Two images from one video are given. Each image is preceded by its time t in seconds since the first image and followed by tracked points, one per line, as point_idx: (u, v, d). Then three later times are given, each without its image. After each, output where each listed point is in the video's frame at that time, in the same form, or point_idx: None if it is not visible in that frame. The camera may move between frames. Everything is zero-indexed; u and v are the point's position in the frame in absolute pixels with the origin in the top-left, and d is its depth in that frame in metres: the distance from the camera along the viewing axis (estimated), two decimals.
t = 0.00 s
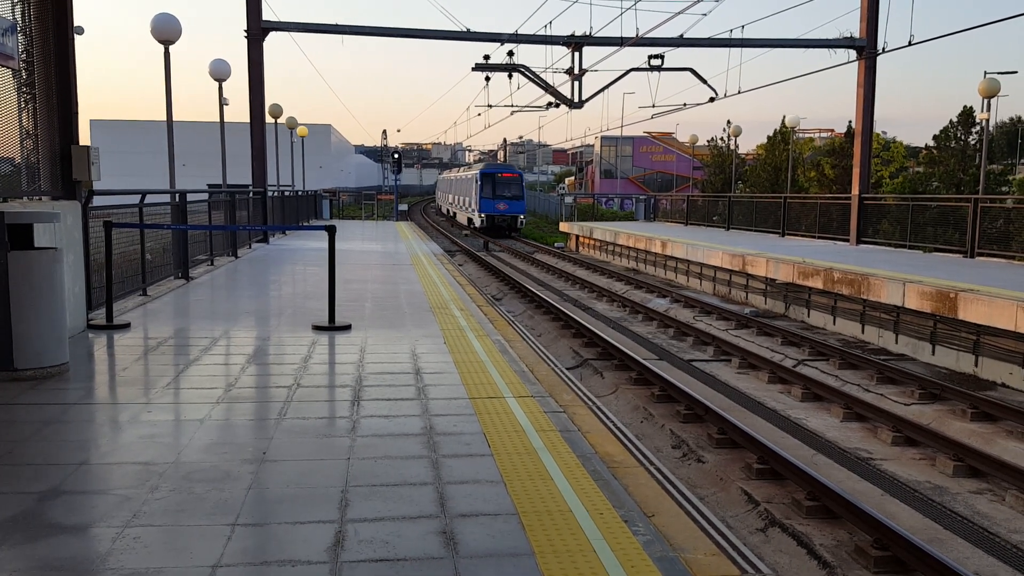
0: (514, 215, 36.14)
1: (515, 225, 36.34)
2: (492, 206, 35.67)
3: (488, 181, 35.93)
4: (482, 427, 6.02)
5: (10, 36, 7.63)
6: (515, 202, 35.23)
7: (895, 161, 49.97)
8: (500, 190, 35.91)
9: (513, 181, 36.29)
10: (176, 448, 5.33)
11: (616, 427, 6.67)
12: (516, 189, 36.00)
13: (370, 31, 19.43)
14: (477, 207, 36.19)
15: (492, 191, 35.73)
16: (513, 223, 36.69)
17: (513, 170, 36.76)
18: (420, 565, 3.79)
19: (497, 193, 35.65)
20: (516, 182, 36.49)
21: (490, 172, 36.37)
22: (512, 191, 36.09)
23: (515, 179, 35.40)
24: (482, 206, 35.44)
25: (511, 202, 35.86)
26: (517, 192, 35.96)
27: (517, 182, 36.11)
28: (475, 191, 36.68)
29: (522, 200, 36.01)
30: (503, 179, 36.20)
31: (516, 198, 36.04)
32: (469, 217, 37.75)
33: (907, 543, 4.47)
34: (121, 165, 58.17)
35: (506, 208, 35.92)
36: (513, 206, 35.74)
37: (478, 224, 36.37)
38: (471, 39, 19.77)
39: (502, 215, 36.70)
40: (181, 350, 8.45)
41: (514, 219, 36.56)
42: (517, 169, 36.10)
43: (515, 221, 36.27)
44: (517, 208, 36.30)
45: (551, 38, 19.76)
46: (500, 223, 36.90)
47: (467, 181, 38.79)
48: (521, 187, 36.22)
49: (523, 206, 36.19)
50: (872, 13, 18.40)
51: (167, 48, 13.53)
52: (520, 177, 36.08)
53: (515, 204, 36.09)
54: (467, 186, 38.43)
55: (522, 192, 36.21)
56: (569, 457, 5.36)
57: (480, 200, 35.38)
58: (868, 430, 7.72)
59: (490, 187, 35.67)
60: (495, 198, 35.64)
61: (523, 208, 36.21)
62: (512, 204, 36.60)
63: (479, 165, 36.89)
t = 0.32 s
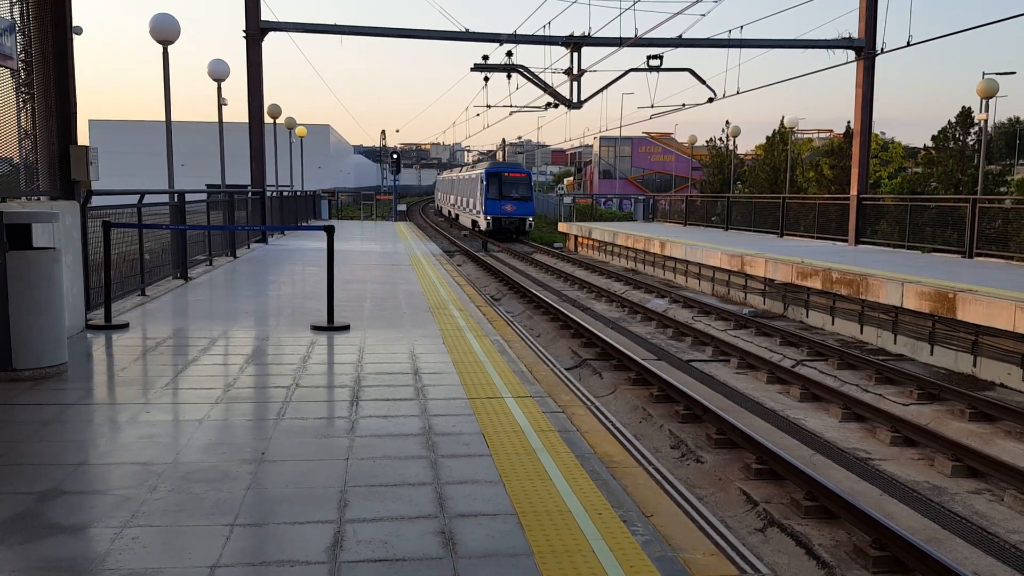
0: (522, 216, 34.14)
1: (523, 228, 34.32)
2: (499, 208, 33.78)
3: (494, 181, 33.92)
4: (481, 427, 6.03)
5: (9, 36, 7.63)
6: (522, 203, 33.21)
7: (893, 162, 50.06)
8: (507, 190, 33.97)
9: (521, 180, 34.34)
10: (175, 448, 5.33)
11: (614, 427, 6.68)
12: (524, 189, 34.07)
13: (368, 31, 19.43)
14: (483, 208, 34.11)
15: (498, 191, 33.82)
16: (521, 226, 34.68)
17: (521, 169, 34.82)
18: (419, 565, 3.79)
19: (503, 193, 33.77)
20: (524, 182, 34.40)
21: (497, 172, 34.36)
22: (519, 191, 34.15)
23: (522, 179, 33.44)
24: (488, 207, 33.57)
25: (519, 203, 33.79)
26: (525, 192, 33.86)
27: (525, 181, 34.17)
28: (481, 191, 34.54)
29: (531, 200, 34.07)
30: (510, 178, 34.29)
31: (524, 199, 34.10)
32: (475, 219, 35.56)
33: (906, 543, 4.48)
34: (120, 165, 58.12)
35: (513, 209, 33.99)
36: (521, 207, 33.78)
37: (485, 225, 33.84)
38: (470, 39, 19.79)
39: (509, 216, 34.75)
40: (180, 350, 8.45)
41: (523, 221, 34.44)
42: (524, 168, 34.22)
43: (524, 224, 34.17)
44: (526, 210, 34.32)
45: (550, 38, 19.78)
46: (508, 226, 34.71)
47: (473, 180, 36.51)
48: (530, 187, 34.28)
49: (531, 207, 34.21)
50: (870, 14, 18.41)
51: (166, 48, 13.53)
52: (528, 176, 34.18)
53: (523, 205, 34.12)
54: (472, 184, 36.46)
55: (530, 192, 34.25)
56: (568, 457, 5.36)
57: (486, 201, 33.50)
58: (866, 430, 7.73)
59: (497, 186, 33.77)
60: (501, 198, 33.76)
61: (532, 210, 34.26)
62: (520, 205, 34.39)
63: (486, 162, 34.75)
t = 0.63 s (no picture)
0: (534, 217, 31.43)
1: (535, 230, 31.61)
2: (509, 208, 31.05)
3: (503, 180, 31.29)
4: (481, 426, 6.04)
5: (9, 36, 7.65)
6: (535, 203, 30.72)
7: (892, 160, 50.19)
8: (517, 190, 31.26)
9: (532, 178, 31.61)
10: (175, 448, 5.35)
11: (614, 426, 6.70)
12: (536, 188, 31.40)
13: (368, 31, 19.45)
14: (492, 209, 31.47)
15: (508, 190, 31.09)
16: (532, 227, 31.97)
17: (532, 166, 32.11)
18: (419, 564, 3.81)
19: (514, 193, 31.08)
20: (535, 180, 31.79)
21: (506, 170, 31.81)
22: (531, 190, 31.46)
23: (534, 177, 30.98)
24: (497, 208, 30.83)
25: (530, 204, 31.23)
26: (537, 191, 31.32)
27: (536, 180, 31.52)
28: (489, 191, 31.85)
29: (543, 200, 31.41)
30: (520, 176, 31.54)
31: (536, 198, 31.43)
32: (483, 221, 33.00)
33: (904, 541, 4.50)
34: (119, 165, 58.10)
35: (524, 210, 31.23)
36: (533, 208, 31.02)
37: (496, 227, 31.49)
38: (469, 39, 19.81)
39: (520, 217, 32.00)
40: (180, 349, 8.46)
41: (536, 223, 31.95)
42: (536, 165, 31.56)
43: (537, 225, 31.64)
44: (538, 210, 31.60)
45: (549, 38, 19.80)
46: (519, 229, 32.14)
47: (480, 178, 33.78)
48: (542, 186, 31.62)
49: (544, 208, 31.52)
50: (868, 13, 18.43)
51: (166, 48, 13.55)
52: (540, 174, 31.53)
53: (535, 205, 31.42)
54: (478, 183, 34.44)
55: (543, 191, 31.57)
56: (567, 456, 5.38)
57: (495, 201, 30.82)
58: (865, 428, 7.76)
59: (507, 185, 31.07)
60: (512, 199, 31.06)
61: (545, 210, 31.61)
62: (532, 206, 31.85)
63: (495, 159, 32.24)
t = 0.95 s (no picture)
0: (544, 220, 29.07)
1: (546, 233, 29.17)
2: (517, 210, 28.75)
3: (511, 179, 29.08)
4: (479, 426, 6.04)
5: (6, 36, 7.64)
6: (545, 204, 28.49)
7: (890, 161, 50.33)
8: (526, 190, 28.98)
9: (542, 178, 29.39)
10: (173, 448, 5.34)
11: (612, 426, 6.70)
12: (547, 188, 29.10)
13: (366, 32, 19.45)
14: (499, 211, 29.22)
15: (516, 190, 28.83)
16: (544, 231, 29.53)
17: (544, 165, 29.88)
18: (417, 564, 3.81)
19: (523, 193, 28.78)
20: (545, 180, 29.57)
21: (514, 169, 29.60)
22: (541, 190, 29.17)
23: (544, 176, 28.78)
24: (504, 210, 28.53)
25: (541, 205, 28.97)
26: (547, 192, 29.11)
27: (547, 179, 29.28)
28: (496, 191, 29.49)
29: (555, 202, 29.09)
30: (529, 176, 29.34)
31: (547, 199, 29.09)
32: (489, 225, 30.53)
33: (902, 541, 4.51)
34: (118, 165, 58.08)
35: (534, 212, 28.92)
36: (542, 209, 28.74)
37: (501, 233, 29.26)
38: (468, 39, 19.81)
39: (529, 220, 29.67)
40: (178, 350, 8.46)
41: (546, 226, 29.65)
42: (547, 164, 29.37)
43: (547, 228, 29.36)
44: (549, 212, 29.23)
45: (547, 38, 19.80)
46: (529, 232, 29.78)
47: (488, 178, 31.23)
48: (553, 185, 29.34)
49: (555, 209, 29.20)
50: (866, 13, 18.43)
51: (163, 48, 13.53)
52: (551, 172, 29.28)
53: (546, 206, 29.10)
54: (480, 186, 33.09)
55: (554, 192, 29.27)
56: (565, 456, 5.38)
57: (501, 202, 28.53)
58: (863, 428, 7.76)
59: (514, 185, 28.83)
60: (520, 199, 28.74)
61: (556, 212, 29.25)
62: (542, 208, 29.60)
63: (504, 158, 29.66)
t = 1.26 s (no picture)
0: (558, 223, 26.50)
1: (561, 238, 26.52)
2: (529, 212, 26.15)
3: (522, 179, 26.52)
4: (477, 426, 6.05)
5: (4, 36, 7.63)
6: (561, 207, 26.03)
7: (887, 162, 50.52)
8: (539, 190, 26.41)
9: (555, 177, 26.85)
10: (171, 448, 5.34)
11: (610, 426, 6.71)
12: (561, 188, 26.57)
13: (365, 32, 19.45)
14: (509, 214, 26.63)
15: (528, 190, 26.26)
16: (557, 236, 26.90)
17: (557, 163, 27.33)
18: (415, 564, 3.81)
19: (536, 194, 26.23)
20: (559, 180, 26.99)
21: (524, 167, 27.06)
22: (554, 190, 26.64)
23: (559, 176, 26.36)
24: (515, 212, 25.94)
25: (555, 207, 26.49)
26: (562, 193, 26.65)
27: (561, 178, 26.78)
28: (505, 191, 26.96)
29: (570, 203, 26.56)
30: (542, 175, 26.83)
31: (562, 200, 26.56)
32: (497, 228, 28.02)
33: (900, 541, 4.52)
34: (116, 165, 58.01)
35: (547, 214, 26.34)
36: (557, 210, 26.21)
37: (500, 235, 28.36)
38: (466, 39, 19.81)
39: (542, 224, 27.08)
40: (176, 350, 8.44)
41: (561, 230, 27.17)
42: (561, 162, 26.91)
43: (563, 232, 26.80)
44: (563, 214, 26.63)
45: (545, 39, 19.81)
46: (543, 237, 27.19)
47: (495, 176, 28.53)
48: (567, 185, 26.81)
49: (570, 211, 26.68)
50: (864, 14, 18.45)
51: (162, 48, 13.52)
52: (565, 171, 26.80)
53: (560, 208, 26.54)
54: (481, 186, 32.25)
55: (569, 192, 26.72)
56: (564, 456, 5.39)
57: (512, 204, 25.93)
58: (861, 429, 7.77)
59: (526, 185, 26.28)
60: (533, 200, 26.16)
61: (571, 214, 26.68)
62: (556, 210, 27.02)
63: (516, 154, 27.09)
